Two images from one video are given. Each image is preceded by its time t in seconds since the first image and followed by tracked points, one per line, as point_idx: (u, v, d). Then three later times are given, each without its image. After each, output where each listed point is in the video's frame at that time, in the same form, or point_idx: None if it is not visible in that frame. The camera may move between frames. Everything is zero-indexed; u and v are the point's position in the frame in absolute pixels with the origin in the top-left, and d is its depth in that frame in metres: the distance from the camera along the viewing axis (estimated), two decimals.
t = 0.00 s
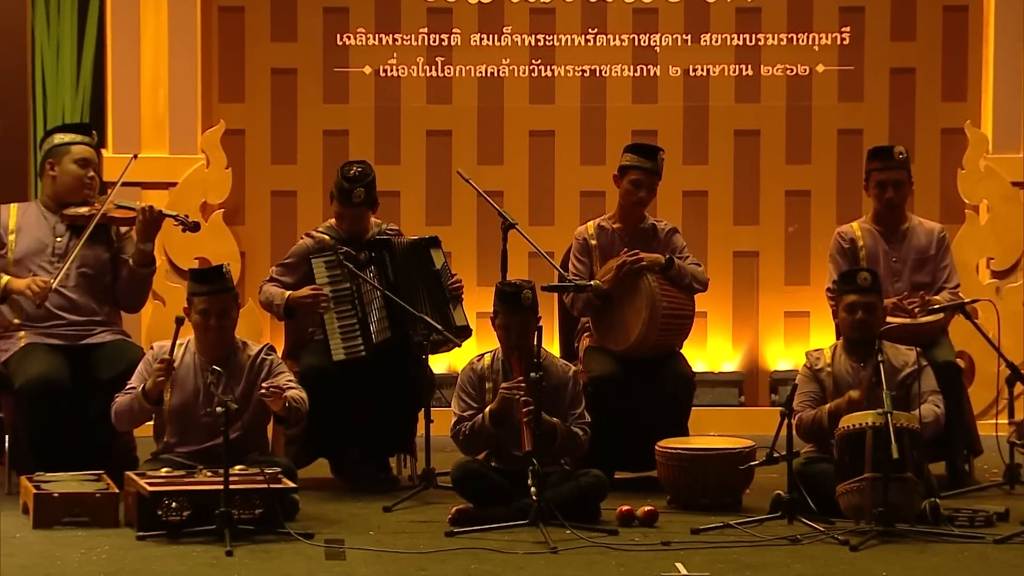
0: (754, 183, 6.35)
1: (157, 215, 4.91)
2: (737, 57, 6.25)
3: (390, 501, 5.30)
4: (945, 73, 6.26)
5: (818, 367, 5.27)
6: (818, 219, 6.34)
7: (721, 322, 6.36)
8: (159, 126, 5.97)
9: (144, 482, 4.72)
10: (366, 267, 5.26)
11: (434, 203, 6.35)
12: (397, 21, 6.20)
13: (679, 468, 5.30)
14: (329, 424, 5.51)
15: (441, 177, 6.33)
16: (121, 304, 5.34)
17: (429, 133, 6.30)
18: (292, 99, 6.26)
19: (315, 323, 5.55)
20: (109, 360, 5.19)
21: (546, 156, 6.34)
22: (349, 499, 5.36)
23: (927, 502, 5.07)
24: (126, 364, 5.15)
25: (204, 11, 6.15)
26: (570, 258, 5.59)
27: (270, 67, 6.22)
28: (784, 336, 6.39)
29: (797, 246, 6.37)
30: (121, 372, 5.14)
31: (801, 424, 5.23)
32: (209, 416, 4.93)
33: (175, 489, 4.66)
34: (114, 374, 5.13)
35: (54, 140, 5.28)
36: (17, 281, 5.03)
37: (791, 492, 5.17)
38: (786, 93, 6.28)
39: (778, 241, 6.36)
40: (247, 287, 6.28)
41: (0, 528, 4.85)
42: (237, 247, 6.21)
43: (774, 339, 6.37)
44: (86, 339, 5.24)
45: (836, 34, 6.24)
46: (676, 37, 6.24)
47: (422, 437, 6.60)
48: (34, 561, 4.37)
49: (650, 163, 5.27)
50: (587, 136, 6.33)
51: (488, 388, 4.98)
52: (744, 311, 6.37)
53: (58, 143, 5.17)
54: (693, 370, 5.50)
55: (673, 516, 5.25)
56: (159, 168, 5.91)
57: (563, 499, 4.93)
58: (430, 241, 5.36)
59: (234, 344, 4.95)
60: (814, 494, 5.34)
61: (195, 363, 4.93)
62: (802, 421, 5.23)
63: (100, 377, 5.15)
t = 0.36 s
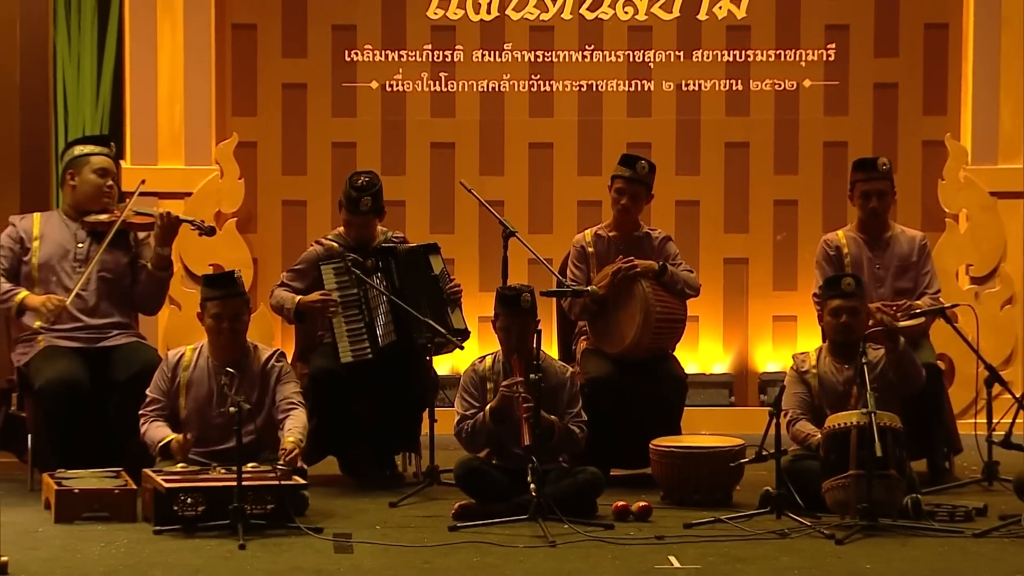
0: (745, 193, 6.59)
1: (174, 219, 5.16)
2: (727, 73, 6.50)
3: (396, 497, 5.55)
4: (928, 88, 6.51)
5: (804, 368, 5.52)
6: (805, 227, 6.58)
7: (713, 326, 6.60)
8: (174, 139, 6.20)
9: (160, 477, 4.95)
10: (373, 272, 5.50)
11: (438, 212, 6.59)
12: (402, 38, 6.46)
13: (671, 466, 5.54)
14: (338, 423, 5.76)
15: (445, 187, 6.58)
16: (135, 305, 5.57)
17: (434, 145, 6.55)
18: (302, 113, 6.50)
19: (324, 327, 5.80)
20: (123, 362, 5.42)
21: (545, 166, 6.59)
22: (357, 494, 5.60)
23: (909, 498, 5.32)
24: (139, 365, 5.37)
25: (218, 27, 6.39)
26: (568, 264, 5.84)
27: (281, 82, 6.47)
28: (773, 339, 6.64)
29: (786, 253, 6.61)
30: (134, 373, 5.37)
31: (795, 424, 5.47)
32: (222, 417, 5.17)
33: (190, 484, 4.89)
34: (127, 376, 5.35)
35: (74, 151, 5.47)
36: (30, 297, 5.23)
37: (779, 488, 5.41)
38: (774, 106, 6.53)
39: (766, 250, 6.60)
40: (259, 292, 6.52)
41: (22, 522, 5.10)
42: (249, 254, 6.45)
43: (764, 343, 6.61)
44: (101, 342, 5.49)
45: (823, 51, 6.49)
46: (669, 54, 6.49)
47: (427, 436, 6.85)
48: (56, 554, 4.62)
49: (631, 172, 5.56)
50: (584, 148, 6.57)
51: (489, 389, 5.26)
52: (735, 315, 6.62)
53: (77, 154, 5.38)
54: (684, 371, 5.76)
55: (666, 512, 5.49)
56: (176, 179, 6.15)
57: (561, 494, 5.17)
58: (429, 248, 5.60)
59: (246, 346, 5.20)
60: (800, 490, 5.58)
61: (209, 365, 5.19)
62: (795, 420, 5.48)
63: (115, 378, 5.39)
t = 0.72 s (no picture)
0: (736, 203, 6.82)
1: (201, 237, 5.34)
2: (719, 87, 6.73)
3: (400, 495, 5.78)
4: (913, 102, 6.73)
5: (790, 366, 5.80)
6: (794, 235, 6.81)
7: (705, 330, 6.84)
8: (188, 150, 6.42)
9: (176, 476, 5.21)
10: (378, 279, 5.73)
11: (440, 220, 6.82)
12: (406, 53, 6.69)
13: (665, 465, 5.76)
14: (344, 424, 5.99)
15: (447, 197, 6.81)
16: (161, 313, 5.83)
17: (437, 156, 6.78)
18: (310, 126, 6.74)
19: (332, 332, 6.05)
20: (144, 365, 5.65)
21: (545, 177, 6.82)
22: (363, 492, 5.84)
23: (894, 496, 5.54)
24: (160, 368, 5.60)
25: (230, 43, 6.63)
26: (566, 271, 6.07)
27: (291, 96, 6.71)
28: (763, 342, 6.87)
29: (775, 260, 6.84)
30: (155, 375, 5.60)
31: (783, 415, 5.70)
32: (234, 417, 5.40)
33: (203, 482, 5.13)
34: (149, 378, 5.58)
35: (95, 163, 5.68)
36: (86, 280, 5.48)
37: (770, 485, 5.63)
38: (765, 119, 6.76)
39: (756, 257, 6.83)
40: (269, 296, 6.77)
41: (41, 519, 5.33)
42: (260, 261, 6.69)
43: (753, 346, 6.84)
44: (123, 346, 5.73)
45: (811, 66, 6.73)
46: (663, 68, 6.73)
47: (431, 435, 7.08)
48: (73, 549, 4.85)
49: (619, 183, 5.79)
50: (581, 159, 6.80)
51: (490, 390, 5.50)
52: (726, 319, 6.85)
53: (101, 168, 5.60)
54: (678, 373, 6.00)
55: (660, 508, 5.72)
56: (190, 189, 6.38)
57: (560, 492, 5.39)
58: (429, 256, 5.78)
59: (258, 350, 5.44)
60: (790, 488, 5.80)
61: (222, 367, 5.42)
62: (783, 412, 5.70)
63: (136, 380, 5.61)
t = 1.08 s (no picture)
0: (728, 213, 7.08)
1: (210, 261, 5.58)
2: (711, 101, 7.00)
3: (404, 492, 6.03)
4: (898, 115, 6.99)
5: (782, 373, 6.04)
6: (783, 243, 7.06)
7: (698, 334, 7.10)
8: (201, 160, 6.67)
9: (190, 474, 5.45)
10: (384, 286, 5.97)
11: (443, 229, 7.08)
12: (411, 69, 6.96)
13: (659, 463, 6.01)
14: (351, 424, 6.24)
15: (450, 208, 7.06)
16: (175, 325, 6.08)
17: (440, 168, 7.04)
18: (319, 139, 6.99)
19: (340, 336, 6.31)
20: (161, 369, 5.92)
21: (544, 188, 7.07)
22: (369, 489, 6.09)
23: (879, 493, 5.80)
24: (176, 371, 5.88)
25: (242, 60, 6.90)
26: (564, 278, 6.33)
27: (300, 110, 6.97)
28: (753, 346, 7.12)
29: (765, 268, 7.09)
30: (172, 378, 5.87)
31: (767, 422, 5.99)
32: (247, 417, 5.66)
33: (217, 480, 5.38)
34: (166, 380, 5.85)
35: (109, 178, 5.85)
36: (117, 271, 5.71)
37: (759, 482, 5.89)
38: (755, 132, 7.02)
39: (747, 264, 7.08)
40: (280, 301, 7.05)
41: (62, 515, 5.58)
42: (270, 268, 6.95)
43: (744, 350, 7.10)
44: (141, 349, 6.00)
45: (799, 82, 6.99)
46: (658, 84, 6.99)
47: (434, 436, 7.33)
48: (92, 545, 5.10)
49: (613, 195, 6.04)
50: (579, 171, 7.06)
51: (492, 392, 5.74)
52: (718, 324, 7.10)
53: (116, 187, 5.80)
54: (671, 375, 6.27)
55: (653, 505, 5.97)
56: (203, 199, 6.63)
57: (559, 490, 5.66)
58: (431, 264, 6.02)
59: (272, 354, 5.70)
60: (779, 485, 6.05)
61: (237, 370, 5.68)
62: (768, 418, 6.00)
63: (154, 383, 5.87)
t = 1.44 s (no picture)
0: (718, 221, 7.38)
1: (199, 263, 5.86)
2: (702, 116, 7.30)
3: (410, 488, 6.33)
4: (881, 129, 7.30)
5: (770, 376, 6.31)
6: (771, 251, 7.37)
7: (689, 337, 7.40)
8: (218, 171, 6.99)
9: (205, 471, 5.71)
10: (391, 291, 6.23)
11: (447, 238, 7.39)
12: (416, 84, 7.27)
13: (652, 460, 6.30)
14: (360, 424, 6.52)
15: (454, 217, 7.37)
16: (177, 327, 6.36)
17: (444, 180, 7.34)
18: (328, 152, 7.30)
19: (349, 339, 6.62)
20: (170, 369, 6.19)
21: (543, 198, 7.37)
22: (377, 485, 6.40)
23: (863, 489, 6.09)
24: (184, 371, 6.14)
25: (255, 76, 7.21)
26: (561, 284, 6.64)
27: (310, 124, 7.28)
28: (742, 347, 7.42)
29: (755, 274, 7.39)
30: (181, 378, 6.13)
31: (758, 424, 6.26)
32: (261, 417, 5.96)
33: (230, 476, 5.61)
34: (174, 380, 6.10)
35: (111, 189, 6.18)
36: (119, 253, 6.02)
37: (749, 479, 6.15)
38: (744, 145, 7.32)
39: (736, 270, 7.39)
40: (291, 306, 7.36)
41: (83, 510, 5.85)
42: (282, 275, 7.26)
43: (733, 352, 7.39)
44: (150, 350, 6.28)
45: (786, 97, 7.29)
46: (651, 99, 7.29)
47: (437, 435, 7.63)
48: (113, 538, 5.36)
49: (609, 205, 6.36)
50: (576, 182, 7.36)
51: (494, 392, 6.07)
52: (709, 327, 7.40)
53: (114, 196, 6.11)
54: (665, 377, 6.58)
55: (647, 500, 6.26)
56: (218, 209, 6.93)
57: (558, 486, 5.93)
58: (443, 272, 6.34)
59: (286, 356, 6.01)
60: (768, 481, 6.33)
61: (252, 371, 5.99)
62: (758, 420, 6.28)
63: (164, 383, 6.14)
